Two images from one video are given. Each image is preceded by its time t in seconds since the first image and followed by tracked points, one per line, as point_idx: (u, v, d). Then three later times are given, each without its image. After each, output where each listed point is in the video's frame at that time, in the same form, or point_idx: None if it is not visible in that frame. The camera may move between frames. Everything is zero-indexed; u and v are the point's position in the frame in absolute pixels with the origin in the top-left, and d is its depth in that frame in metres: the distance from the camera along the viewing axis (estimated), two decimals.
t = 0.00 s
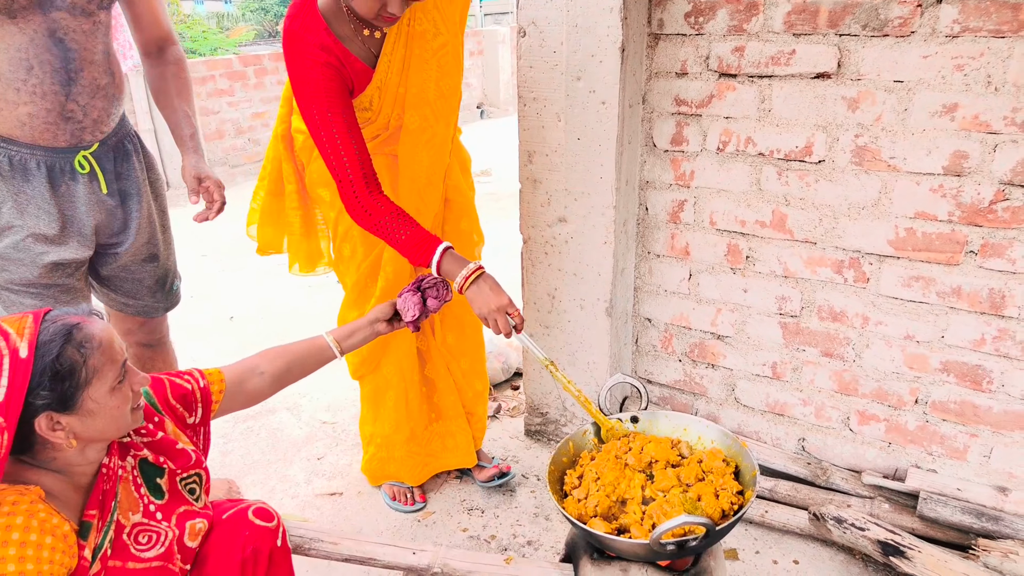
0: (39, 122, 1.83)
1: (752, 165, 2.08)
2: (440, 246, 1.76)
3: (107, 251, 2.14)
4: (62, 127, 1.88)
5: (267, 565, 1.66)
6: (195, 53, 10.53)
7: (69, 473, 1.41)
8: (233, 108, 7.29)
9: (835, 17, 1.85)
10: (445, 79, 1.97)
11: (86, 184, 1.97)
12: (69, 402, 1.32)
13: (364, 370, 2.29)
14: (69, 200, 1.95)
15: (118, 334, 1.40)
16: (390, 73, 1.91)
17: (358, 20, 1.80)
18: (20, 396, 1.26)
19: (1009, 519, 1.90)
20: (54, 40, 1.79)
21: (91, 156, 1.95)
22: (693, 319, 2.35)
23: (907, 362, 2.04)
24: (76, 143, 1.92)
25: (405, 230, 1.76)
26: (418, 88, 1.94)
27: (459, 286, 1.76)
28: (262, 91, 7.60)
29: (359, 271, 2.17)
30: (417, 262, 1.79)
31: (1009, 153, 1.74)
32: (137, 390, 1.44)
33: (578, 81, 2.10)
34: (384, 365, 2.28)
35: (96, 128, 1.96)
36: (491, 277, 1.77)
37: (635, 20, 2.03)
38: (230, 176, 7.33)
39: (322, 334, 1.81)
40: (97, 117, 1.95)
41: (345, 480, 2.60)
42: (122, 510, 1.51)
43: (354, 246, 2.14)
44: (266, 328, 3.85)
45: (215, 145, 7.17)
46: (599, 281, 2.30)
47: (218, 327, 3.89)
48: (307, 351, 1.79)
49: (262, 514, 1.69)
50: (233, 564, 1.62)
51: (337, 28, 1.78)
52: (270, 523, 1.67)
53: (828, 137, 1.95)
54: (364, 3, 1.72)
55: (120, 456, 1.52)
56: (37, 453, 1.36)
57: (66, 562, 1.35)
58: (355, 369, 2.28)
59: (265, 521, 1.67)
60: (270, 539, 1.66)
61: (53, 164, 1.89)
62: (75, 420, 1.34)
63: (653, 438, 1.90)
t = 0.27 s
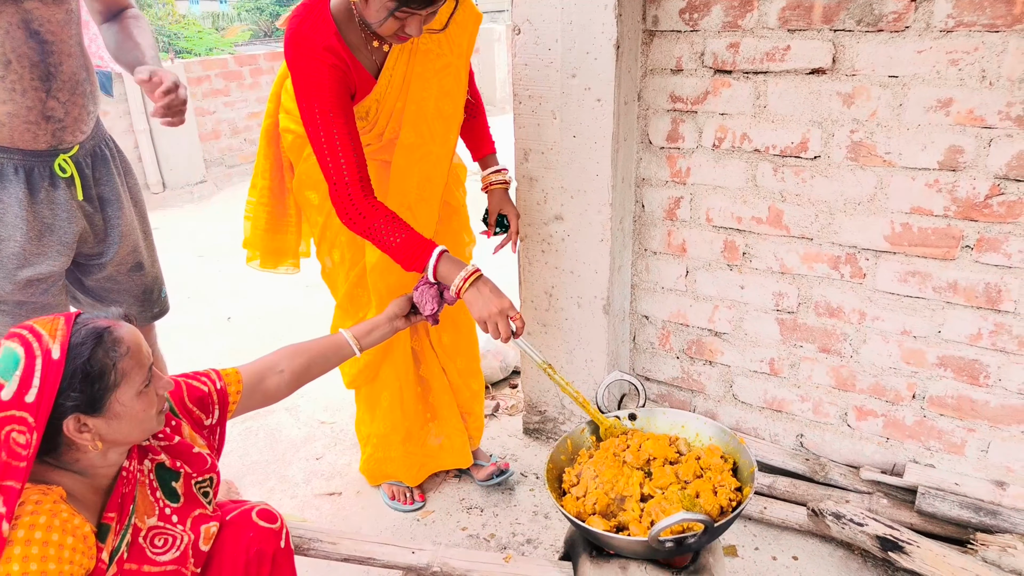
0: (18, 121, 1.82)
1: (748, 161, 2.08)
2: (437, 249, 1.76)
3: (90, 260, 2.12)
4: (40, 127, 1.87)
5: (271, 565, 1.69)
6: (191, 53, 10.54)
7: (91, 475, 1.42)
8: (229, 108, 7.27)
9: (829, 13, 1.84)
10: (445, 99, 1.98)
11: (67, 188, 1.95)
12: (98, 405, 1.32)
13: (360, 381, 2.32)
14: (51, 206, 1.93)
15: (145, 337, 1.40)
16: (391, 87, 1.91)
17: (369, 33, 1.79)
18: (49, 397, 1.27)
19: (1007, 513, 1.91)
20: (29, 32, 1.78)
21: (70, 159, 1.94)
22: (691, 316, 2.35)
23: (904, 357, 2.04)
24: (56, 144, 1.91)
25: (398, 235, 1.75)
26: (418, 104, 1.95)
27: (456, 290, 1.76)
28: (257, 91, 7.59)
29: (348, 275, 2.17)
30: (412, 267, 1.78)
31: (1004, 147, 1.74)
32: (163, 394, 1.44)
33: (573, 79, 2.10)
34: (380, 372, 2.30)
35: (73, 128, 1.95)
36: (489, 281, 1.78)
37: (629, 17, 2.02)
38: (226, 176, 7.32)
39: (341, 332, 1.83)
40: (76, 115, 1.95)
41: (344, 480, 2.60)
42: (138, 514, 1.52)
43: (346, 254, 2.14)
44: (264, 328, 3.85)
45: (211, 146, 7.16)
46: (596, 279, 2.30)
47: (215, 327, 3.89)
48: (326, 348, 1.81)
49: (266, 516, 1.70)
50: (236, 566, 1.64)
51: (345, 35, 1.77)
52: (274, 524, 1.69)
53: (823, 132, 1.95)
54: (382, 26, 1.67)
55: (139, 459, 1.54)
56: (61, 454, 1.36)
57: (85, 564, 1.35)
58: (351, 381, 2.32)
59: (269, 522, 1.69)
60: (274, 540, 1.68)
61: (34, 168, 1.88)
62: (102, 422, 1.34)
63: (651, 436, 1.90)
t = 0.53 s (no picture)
0: (7, 117, 1.76)
1: (749, 160, 2.08)
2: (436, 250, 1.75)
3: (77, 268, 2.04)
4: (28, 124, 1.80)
5: (275, 567, 1.69)
6: (191, 53, 10.55)
7: (106, 471, 1.45)
8: (229, 108, 7.28)
9: (830, 11, 1.84)
10: (451, 107, 1.98)
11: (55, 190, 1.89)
12: (119, 401, 1.32)
13: (359, 383, 2.33)
14: (42, 209, 1.86)
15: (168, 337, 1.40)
16: (398, 91, 1.91)
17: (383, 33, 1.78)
18: (71, 391, 1.28)
19: (1009, 512, 1.91)
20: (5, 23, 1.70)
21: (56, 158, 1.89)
22: (692, 315, 2.35)
23: (906, 356, 2.04)
24: (42, 143, 1.85)
25: (398, 238, 1.75)
26: (425, 111, 1.96)
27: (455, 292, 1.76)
28: (258, 91, 7.59)
29: (343, 272, 2.17)
30: (410, 269, 1.78)
31: (1006, 146, 1.74)
32: (182, 395, 1.44)
33: (574, 77, 2.10)
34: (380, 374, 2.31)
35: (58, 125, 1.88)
36: (488, 285, 1.78)
37: (630, 15, 2.02)
38: (227, 176, 7.32)
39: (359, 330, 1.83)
40: (59, 110, 1.88)
41: (345, 479, 2.60)
42: (151, 513, 1.55)
43: (344, 250, 2.14)
44: (264, 328, 3.85)
45: (211, 145, 7.16)
46: (597, 278, 2.29)
47: (215, 327, 3.89)
48: (344, 347, 1.81)
49: (271, 517, 1.70)
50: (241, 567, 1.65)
51: (360, 34, 1.75)
52: (279, 526, 1.69)
53: (824, 131, 1.95)
54: (401, 30, 1.64)
55: (155, 457, 1.56)
56: (82, 448, 1.38)
57: (96, 558, 1.37)
58: (349, 383, 2.33)
59: (274, 524, 1.69)
60: (278, 543, 1.68)
61: (21, 168, 1.81)
62: (121, 418, 1.34)
63: (651, 435, 1.89)
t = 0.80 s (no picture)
0: None
1: (749, 161, 2.08)
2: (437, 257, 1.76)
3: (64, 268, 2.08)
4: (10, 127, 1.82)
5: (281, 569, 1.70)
6: (192, 53, 10.57)
7: (124, 469, 1.45)
8: (230, 109, 7.29)
9: (830, 12, 1.84)
10: (453, 115, 1.97)
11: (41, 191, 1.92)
12: (140, 398, 1.32)
13: (359, 388, 2.34)
14: (29, 210, 1.88)
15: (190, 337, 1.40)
16: (401, 100, 1.91)
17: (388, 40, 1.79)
18: (94, 386, 1.28)
19: (1010, 513, 1.91)
20: None
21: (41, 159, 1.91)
22: (692, 316, 2.35)
23: (906, 357, 2.04)
24: (26, 143, 1.87)
25: (399, 245, 1.75)
26: (426, 118, 1.96)
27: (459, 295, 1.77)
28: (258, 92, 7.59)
29: (342, 276, 2.17)
30: (412, 274, 1.79)
31: (1007, 147, 1.74)
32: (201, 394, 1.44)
33: (575, 78, 2.10)
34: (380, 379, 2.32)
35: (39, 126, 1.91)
36: (492, 286, 1.78)
37: (631, 17, 2.02)
38: (227, 177, 7.33)
39: (369, 327, 1.85)
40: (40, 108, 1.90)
41: (345, 480, 2.60)
42: (164, 513, 1.56)
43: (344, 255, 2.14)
44: (265, 329, 3.85)
45: (212, 146, 7.17)
46: (598, 280, 2.29)
47: (216, 328, 3.89)
48: (356, 345, 1.82)
49: (276, 520, 1.73)
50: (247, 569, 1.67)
51: (364, 41, 1.74)
52: (284, 529, 1.72)
53: (825, 132, 1.95)
54: (409, 37, 1.63)
55: (171, 457, 1.57)
56: (100, 445, 1.38)
57: (108, 555, 1.37)
58: (349, 388, 2.34)
59: (279, 527, 1.72)
60: (283, 545, 1.70)
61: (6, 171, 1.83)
62: (142, 416, 1.34)
63: (652, 437, 1.89)
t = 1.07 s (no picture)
0: None
1: (751, 160, 2.08)
2: (441, 257, 1.75)
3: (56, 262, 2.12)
4: None
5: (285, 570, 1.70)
6: (193, 53, 10.59)
7: (138, 464, 1.44)
8: (231, 109, 7.29)
9: (832, 11, 1.84)
10: (458, 118, 1.98)
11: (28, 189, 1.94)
12: (156, 391, 1.32)
13: (361, 394, 2.35)
14: (16, 209, 1.89)
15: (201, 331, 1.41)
16: (405, 102, 1.90)
17: (391, 41, 1.79)
18: (113, 380, 1.28)
19: (1013, 512, 1.90)
20: None
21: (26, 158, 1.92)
22: (694, 315, 2.34)
23: (908, 355, 2.03)
24: (10, 143, 1.88)
25: (400, 246, 1.73)
26: (430, 119, 1.95)
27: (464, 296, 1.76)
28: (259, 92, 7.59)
29: (345, 278, 2.17)
30: (416, 276, 1.76)
31: (1009, 145, 1.73)
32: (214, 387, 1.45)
33: (575, 77, 2.09)
34: (383, 386, 2.33)
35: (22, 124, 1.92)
36: (499, 286, 1.77)
37: (631, 15, 2.02)
38: (229, 176, 7.34)
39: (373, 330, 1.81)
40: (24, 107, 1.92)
41: (347, 480, 2.60)
42: (174, 508, 1.56)
43: (347, 256, 2.13)
44: (266, 328, 3.86)
45: (213, 146, 7.17)
46: (599, 279, 2.29)
47: (217, 327, 3.90)
48: (360, 346, 1.80)
49: (281, 520, 1.72)
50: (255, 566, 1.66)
51: (367, 42, 1.74)
52: (289, 529, 1.72)
53: (826, 130, 1.94)
54: (416, 31, 1.62)
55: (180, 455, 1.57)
56: (114, 439, 1.38)
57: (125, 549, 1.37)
58: (350, 395, 2.35)
59: (284, 526, 1.71)
60: (288, 546, 1.70)
61: None
62: (158, 409, 1.34)
63: (654, 436, 1.89)
